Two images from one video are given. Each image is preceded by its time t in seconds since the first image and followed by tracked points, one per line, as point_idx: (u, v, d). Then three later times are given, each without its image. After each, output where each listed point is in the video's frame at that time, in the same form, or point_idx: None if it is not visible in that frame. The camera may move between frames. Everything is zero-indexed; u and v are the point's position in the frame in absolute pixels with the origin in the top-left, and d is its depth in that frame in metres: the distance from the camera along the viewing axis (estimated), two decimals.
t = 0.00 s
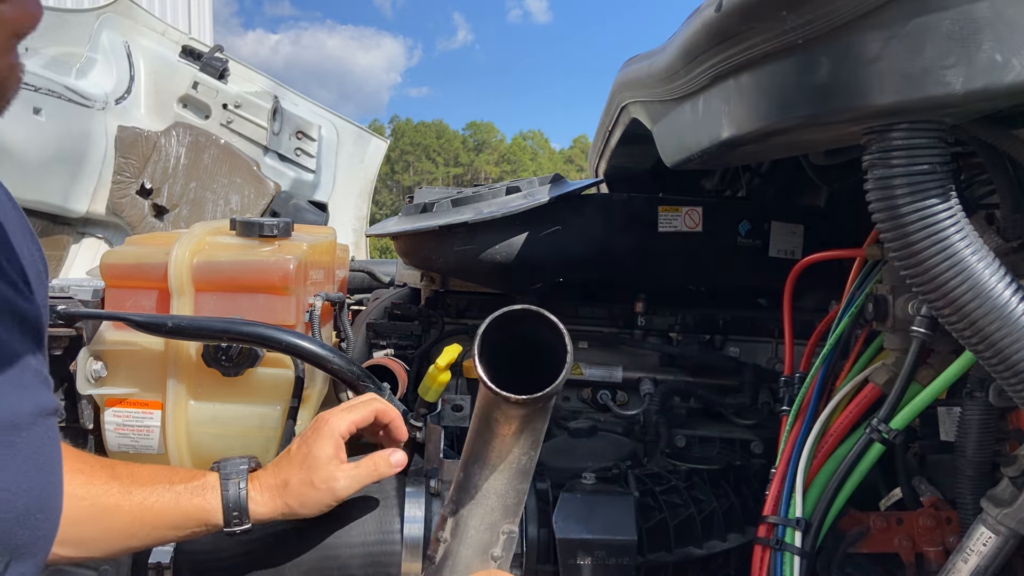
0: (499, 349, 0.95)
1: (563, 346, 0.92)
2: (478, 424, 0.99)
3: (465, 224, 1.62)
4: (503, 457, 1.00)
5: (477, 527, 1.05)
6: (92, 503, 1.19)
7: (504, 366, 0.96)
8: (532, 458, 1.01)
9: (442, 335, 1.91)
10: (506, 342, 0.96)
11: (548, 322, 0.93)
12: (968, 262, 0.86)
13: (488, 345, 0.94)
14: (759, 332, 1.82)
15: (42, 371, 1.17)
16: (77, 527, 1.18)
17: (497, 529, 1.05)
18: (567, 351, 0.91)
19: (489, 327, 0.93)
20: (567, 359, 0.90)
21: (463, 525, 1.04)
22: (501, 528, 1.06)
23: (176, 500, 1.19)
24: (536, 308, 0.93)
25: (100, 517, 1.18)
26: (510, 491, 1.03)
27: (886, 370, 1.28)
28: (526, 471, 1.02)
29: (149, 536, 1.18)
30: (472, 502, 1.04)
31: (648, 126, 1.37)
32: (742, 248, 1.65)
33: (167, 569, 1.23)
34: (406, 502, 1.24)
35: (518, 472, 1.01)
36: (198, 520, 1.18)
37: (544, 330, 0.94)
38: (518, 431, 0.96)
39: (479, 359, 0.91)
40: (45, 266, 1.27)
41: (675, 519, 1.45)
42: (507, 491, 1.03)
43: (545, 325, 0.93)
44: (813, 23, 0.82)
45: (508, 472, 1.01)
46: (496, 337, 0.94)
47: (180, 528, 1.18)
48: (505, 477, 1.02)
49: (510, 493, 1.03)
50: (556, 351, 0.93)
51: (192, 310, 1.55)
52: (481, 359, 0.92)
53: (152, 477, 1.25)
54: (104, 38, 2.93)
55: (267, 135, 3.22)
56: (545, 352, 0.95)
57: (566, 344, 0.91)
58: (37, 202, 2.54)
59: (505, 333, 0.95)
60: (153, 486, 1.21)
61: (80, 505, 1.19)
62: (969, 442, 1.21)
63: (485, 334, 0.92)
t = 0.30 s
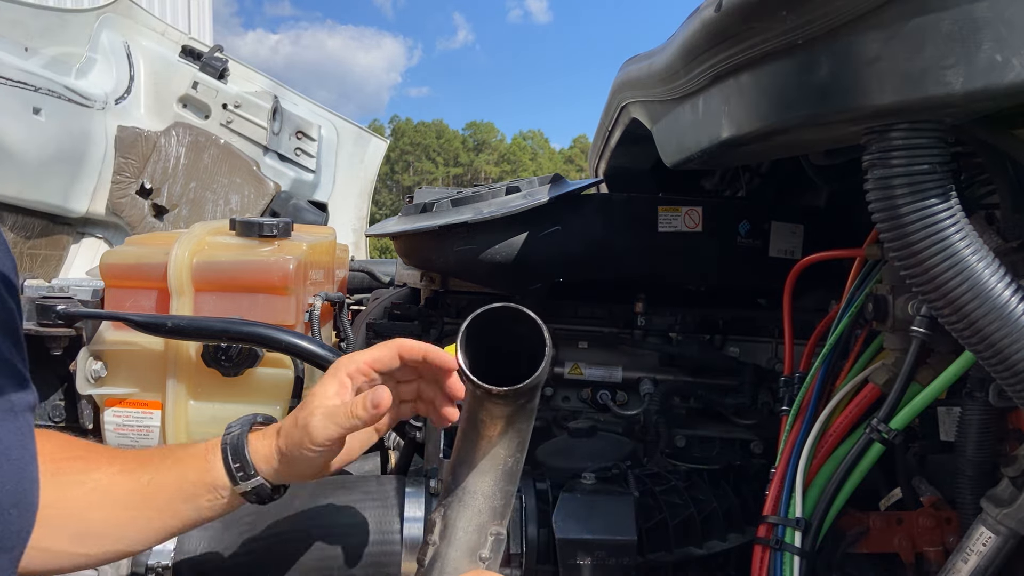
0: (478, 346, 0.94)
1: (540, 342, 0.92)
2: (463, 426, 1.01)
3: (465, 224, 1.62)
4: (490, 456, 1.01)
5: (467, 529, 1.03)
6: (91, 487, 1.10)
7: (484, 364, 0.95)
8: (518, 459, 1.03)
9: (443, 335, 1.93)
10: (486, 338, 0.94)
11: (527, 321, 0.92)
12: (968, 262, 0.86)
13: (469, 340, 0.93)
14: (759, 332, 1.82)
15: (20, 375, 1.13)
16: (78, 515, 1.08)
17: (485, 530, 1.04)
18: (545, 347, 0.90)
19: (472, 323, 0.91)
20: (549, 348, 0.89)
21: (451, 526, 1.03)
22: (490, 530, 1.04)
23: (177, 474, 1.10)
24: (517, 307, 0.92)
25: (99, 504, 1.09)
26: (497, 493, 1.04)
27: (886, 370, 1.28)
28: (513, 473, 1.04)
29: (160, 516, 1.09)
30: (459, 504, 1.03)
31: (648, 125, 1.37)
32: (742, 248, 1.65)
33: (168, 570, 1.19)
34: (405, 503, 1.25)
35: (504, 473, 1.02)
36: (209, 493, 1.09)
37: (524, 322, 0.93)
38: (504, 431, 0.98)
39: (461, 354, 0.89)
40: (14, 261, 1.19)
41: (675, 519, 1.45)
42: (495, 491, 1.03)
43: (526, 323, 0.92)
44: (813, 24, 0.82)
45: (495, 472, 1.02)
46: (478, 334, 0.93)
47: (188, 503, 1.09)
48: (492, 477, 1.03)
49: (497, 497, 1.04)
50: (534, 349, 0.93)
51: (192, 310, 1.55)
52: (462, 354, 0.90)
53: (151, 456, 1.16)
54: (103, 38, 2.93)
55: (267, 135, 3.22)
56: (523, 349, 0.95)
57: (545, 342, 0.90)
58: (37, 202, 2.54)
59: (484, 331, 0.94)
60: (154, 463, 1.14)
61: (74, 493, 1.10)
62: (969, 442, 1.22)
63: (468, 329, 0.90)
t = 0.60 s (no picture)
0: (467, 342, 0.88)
1: (524, 341, 0.86)
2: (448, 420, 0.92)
3: (465, 224, 1.62)
4: (476, 452, 0.92)
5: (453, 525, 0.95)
6: (135, 532, 1.18)
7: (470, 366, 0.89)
8: (506, 454, 0.94)
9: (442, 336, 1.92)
10: (476, 336, 0.89)
11: (508, 320, 0.87)
12: (968, 262, 0.86)
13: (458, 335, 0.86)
14: (760, 332, 1.82)
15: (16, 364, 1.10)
16: (118, 560, 1.14)
17: (470, 526, 0.95)
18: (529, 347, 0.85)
19: (463, 316, 0.85)
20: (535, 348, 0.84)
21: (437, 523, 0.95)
22: (475, 525, 0.96)
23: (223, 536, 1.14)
24: (501, 306, 0.87)
25: (140, 551, 1.15)
26: (483, 489, 0.95)
27: (886, 370, 1.28)
28: (501, 467, 0.95)
29: (196, 569, 1.12)
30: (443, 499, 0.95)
31: (648, 125, 1.37)
32: (742, 248, 1.65)
33: None
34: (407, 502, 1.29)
35: (490, 470, 0.92)
36: (244, 561, 1.11)
37: (507, 324, 0.87)
38: (490, 427, 0.88)
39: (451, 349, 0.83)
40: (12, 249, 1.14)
41: (675, 519, 1.45)
42: (482, 487, 0.94)
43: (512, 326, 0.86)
44: (813, 23, 0.82)
45: (480, 469, 0.93)
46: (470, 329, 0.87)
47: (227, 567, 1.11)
48: (478, 474, 0.93)
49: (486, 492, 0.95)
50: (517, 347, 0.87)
51: (192, 310, 1.55)
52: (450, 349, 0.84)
53: (197, 515, 1.23)
54: (104, 38, 2.93)
55: (267, 135, 3.22)
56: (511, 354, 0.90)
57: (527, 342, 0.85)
58: (36, 202, 2.54)
59: (476, 326, 0.88)
60: (204, 526, 1.18)
61: (122, 535, 1.17)
62: (969, 442, 1.22)
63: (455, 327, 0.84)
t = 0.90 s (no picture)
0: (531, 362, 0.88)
1: (591, 367, 0.86)
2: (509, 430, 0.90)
3: (465, 224, 1.62)
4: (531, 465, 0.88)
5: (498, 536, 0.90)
6: (191, 549, 1.10)
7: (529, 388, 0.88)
8: (560, 476, 0.90)
9: (442, 335, 1.91)
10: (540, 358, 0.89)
11: (579, 342, 0.86)
12: (968, 262, 0.86)
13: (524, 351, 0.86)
14: (759, 332, 1.82)
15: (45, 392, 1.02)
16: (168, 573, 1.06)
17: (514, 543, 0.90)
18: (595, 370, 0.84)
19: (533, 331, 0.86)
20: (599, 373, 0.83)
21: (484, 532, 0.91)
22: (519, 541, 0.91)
23: (283, 549, 1.07)
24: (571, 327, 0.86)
25: (196, 566, 1.07)
26: (531, 508, 0.90)
27: (887, 370, 1.28)
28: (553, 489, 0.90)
29: None
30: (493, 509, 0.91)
31: (648, 125, 1.37)
32: (742, 248, 1.65)
33: None
34: (406, 502, 1.21)
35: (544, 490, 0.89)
36: (305, 572, 1.05)
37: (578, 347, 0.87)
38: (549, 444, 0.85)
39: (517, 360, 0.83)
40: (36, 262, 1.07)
41: (675, 519, 1.45)
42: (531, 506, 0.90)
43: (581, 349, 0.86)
44: (813, 23, 0.82)
45: (533, 488, 0.89)
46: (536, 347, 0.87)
47: None
48: (529, 491, 0.89)
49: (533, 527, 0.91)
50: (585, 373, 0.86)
51: (192, 310, 1.55)
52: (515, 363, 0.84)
53: (251, 533, 1.15)
54: (103, 38, 2.92)
55: (267, 135, 3.22)
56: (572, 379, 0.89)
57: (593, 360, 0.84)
58: (36, 202, 2.54)
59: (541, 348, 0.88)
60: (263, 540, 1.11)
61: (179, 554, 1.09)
62: (969, 442, 1.22)
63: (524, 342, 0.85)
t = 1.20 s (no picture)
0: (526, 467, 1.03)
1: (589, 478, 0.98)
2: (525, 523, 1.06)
3: (465, 224, 1.62)
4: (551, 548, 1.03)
5: None
6: None
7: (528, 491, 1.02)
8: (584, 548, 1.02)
9: (443, 335, 1.92)
10: (535, 461, 1.03)
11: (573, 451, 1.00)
12: (968, 262, 0.86)
13: (519, 460, 1.02)
14: (759, 332, 1.82)
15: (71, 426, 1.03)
16: None
17: None
18: (595, 473, 0.98)
19: (527, 443, 1.01)
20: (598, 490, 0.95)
21: None
22: None
23: None
24: (571, 439, 1.00)
25: None
26: None
27: (886, 370, 1.28)
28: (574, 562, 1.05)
29: None
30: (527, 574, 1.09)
31: (648, 125, 1.37)
32: (742, 248, 1.65)
33: None
34: (406, 502, 1.19)
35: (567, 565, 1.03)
36: None
37: (575, 453, 1.01)
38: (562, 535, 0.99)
39: (512, 466, 1.00)
40: (76, 296, 1.15)
41: (674, 519, 1.45)
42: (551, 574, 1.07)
43: (580, 457, 1.00)
44: (813, 23, 0.82)
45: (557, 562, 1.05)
46: (529, 453, 1.02)
47: None
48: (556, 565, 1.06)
49: None
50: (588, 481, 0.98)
51: (192, 310, 1.55)
52: (510, 469, 1.00)
53: None
54: (104, 38, 2.93)
55: (267, 135, 3.22)
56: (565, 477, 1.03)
57: (592, 469, 0.98)
58: (36, 202, 2.54)
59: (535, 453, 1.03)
60: None
61: None
62: (970, 442, 1.21)
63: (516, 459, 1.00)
